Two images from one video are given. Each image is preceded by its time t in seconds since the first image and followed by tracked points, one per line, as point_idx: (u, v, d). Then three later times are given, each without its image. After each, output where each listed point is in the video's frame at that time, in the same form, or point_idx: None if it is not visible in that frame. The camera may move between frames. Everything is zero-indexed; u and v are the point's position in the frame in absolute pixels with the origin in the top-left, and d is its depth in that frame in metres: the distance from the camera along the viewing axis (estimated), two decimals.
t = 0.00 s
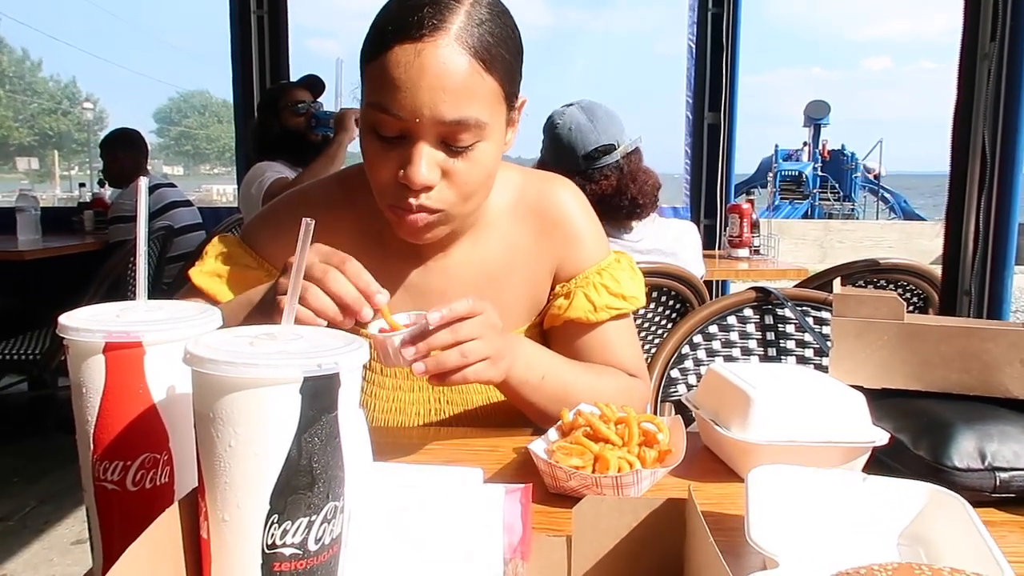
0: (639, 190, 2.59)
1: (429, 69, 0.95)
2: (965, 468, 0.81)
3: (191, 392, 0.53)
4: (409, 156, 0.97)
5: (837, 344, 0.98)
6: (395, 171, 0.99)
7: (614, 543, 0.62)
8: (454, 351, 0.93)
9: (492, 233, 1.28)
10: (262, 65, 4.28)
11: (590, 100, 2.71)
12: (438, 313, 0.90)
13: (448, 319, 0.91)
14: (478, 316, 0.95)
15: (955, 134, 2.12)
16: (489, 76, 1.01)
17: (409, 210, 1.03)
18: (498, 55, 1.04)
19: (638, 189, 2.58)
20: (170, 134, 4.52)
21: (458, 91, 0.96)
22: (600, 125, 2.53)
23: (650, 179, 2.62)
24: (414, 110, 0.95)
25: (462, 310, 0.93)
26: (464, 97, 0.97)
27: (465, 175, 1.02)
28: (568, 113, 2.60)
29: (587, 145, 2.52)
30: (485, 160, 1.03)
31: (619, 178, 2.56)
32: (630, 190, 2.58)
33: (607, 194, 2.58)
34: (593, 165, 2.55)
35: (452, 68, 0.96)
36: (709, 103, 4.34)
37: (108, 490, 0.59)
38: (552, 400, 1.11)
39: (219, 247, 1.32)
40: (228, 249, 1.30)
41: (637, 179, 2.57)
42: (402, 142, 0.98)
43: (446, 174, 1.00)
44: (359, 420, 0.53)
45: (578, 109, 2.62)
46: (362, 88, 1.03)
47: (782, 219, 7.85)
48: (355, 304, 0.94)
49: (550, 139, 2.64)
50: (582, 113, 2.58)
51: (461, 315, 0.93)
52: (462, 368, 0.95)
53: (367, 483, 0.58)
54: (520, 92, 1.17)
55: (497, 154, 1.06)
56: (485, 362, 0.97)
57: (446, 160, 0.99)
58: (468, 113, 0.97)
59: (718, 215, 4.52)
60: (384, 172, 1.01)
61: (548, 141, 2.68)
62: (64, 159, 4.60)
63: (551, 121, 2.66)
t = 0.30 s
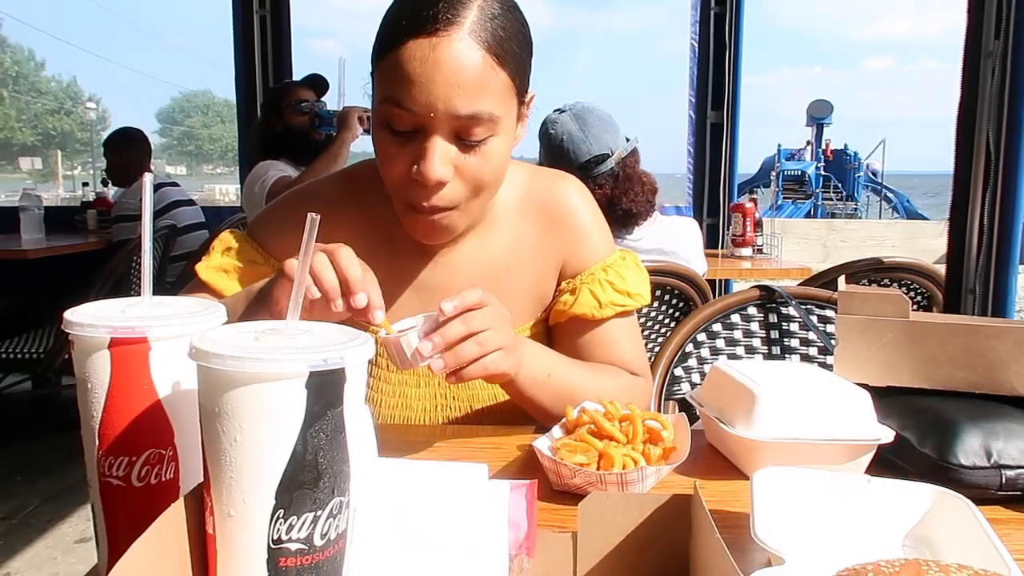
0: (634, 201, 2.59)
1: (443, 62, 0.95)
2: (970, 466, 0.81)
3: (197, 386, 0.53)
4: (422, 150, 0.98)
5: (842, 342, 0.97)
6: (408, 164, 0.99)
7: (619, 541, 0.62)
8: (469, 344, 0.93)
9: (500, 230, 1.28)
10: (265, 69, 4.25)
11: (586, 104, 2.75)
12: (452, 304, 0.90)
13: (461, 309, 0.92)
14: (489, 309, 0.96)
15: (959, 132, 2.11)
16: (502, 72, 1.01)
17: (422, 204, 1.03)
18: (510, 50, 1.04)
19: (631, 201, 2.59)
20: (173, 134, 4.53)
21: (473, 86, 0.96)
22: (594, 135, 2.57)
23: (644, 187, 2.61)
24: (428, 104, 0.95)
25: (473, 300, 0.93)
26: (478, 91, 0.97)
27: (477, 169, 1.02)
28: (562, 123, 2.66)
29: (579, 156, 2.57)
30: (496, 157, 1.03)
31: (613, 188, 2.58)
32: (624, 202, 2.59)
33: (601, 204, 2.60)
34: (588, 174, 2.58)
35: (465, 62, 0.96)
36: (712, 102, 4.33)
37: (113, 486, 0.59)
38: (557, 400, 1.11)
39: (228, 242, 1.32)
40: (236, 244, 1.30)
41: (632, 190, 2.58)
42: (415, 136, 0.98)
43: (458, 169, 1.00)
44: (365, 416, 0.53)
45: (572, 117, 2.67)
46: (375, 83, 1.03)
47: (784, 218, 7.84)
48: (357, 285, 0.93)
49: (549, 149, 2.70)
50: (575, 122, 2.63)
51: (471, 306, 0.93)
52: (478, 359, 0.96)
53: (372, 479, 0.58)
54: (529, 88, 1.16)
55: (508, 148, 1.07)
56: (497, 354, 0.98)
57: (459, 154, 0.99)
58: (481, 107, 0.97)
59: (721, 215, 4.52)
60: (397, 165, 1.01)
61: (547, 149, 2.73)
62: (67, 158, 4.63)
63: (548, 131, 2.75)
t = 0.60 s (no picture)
0: (632, 203, 2.60)
1: (448, 55, 0.95)
2: (973, 463, 0.80)
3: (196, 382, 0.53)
4: (427, 143, 0.97)
5: (844, 340, 0.97)
6: (413, 157, 0.99)
7: (620, 537, 0.62)
8: (471, 348, 0.93)
9: (503, 228, 1.28)
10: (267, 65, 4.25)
11: (584, 103, 2.74)
12: (453, 308, 0.90)
13: (464, 313, 0.92)
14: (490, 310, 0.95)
15: (962, 130, 2.10)
16: (506, 64, 1.01)
17: (428, 199, 1.03)
18: (514, 42, 1.03)
19: (630, 204, 2.60)
20: (175, 134, 4.55)
21: (477, 78, 0.96)
22: (593, 135, 2.56)
23: (645, 185, 2.61)
24: (432, 97, 0.94)
25: (474, 305, 0.93)
26: (482, 84, 0.96)
27: (481, 163, 1.02)
28: (562, 121, 2.65)
29: (578, 155, 2.55)
30: (500, 151, 1.03)
31: (614, 188, 2.59)
32: (623, 203, 2.60)
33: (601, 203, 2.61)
34: (588, 172, 2.57)
35: (469, 55, 0.96)
36: (714, 101, 4.33)
37: (114, 482, 0.59)
38: (557, 397, 1.11)
39: (231, 239, 1.32)
40: (238, 242, 1.30)
41: (631, 191, 2.58)
42: (420, 129, 0.98)
43: (463, 162, 1.00)
44: (365, 411, 0.53)
45: (569, 117, 2.66)
46: (380, 76, 1.03)
47: (786, 217, 7.82)
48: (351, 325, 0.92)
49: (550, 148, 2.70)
50: (573, 121, 2.63)
51: (472, 310, 0.93)
52: (479, 363, 0.96)
53: (373, 475, 0.58)
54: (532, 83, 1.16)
55: (513, 142, 1.06)
56: (499, 356, 0.98)
57: (463, 148, 0.99)
58: (485, 100, 0.97)
59: (723, 213, 4.51)
60: (401, 160, 1.01)
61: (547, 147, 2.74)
62: (69, 158, 4.65)
63: (545, 130, 2.74)
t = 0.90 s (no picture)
0: (632, 196, 2.58)
1: (445, 45, 0.95)
2: (976, 461, 0.80)
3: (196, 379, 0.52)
4: (423, 134, 0.97)
5: (846, 338, 0.96)
6: (408, 148, 0.98)
7: (622, 534, 0.61)
8: (462, 326, 0.93)
9: (503, 225, 1.27)
10: (268, 64, 4.26)
11: (584, 100, 2.78)
12: (449, 285, 0.91)
13: (460, 291, 0.92)
14: (491, 296, 0.96)
15: (965, 128, 2.10)
16: (504, 57, 1.01)
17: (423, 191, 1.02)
18: (514, 36, 1.04)
19: (631, 198, 2.57)
20: (177, 132, 4.52)
21: (475, 68, 0.96)
22: (592, 130, 2.59)
23: (645, 179, 2.61)
24: (429, 86, 0.94)
25: (475, 285, 0.94)
26: (480, 75, 0.97)
27: (478, 157, 1.01)
28: (561, 118, 2.69)
29: (578, 150, 2.58)
30: (498, 144, 1.02)
31: (614, 182, 2.58)
32: (623, 197, 2.58)
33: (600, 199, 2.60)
34: (588, 167, 2.58)
35: (467, 45, 0.96)
36: (716, 99, 4.33)
37: (114, 479, 0.59)
38: (557, 390, 1.11)
39: (230, 240, 1.33)
40: (239, 242, 1.30)
41: (631, 184, 2.57)
42: (417, 120, 0.98)
43: (459, 155, 0.99)
44: (366, 409, 0.53)
45: (569, 112, 2.70)
46: (378, 68, 1.03)
47: (788, 215, 7.81)
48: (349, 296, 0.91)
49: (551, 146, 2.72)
50: (573, 117, 2.66)
51: (472, 291, 0.93)
52: (469, 345, 0.95)
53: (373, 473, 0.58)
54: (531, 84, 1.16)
55: (510, 138, 1.06)
56: (493, 341, 0.98)
57: (460, 139, 0.98)
58: (482, 90, 0.97)
59: (725, 212, 4.51)
60: (396, 152, 1.00)
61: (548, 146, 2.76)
62: (72, 157, 4.65)
63: (546, 128, 2.78)
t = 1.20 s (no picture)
0: (633, 188, 2.58)
1: (443, 47, 0.95)
2: (978, 459, 0.80)
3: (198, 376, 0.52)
4: (420, 136, 0.96)
5: (849, 335, 0.96)
6: (404, 149, 0.98)
7: (624, 531, 0.61)
8: (460, 297, 0.94)
9: (503, 223, 1.27)
10: (270, 61, 4.26)
11: (585, 95, 2.77)
12: (452, 253, 0.91)
13: (462, 262, 0.93)
14: (493, 274, 0.96)
15: (968, 125, 2.09)
16: (503, 59, 1.01)
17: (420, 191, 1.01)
18: (513, 39, 1.03)
19: (630, 190, 2.58)
20: (180, 129, 4.52)
21: (473, 71, 0.96)
22: (592, 123, 2.59)
23: (646, 173, 2.61)
24: (426, 88, 0.94)
25: (479, 258, 0.93)
26: (478, 77, 0.96)
27: (476, 160, 1.00)
28: (562, 112, 2.69)
29: (578, 144, 2.57)
30: (496, 147, 1.02)
31: (615, 175, 2.57)
32: (623, 189, 2.59)
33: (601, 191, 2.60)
34: (588, 162, 2.57)
35: (465, 47, 0.96)
36: (718, 96, 4.32)
37: (116, 475, 0.59)
38: (559, 382, 1.11)
39: (230, 238, 1.31)
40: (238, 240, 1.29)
41: (632, 175, 2.58)
42: (415, 122, 0.97)
43: (456, 158, 0.98)
44: (367, 406, 0.53)
45: (570, 108, 2.69)
46: (376, 68, 1.03)
47: (790, 212, 7.78)
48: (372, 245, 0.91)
49: (552, 140, 2.71)
50: (574, 112, 2.66)
51: (476, 264, 0.94)
52: (465, 318, 0.96)
53: (374, 470, 0.58)
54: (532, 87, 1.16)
55: (510, 140, 1.05)
56: (490, 319, 0.98)
57: (457, 142, 0.98)
58: (480, 92, 0.96)
59: (726, 209, 4.50)
60: (393, 153, 0.99)
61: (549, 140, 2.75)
62: (74, 153, 4.66)
63: (547, 124, 2.77)
